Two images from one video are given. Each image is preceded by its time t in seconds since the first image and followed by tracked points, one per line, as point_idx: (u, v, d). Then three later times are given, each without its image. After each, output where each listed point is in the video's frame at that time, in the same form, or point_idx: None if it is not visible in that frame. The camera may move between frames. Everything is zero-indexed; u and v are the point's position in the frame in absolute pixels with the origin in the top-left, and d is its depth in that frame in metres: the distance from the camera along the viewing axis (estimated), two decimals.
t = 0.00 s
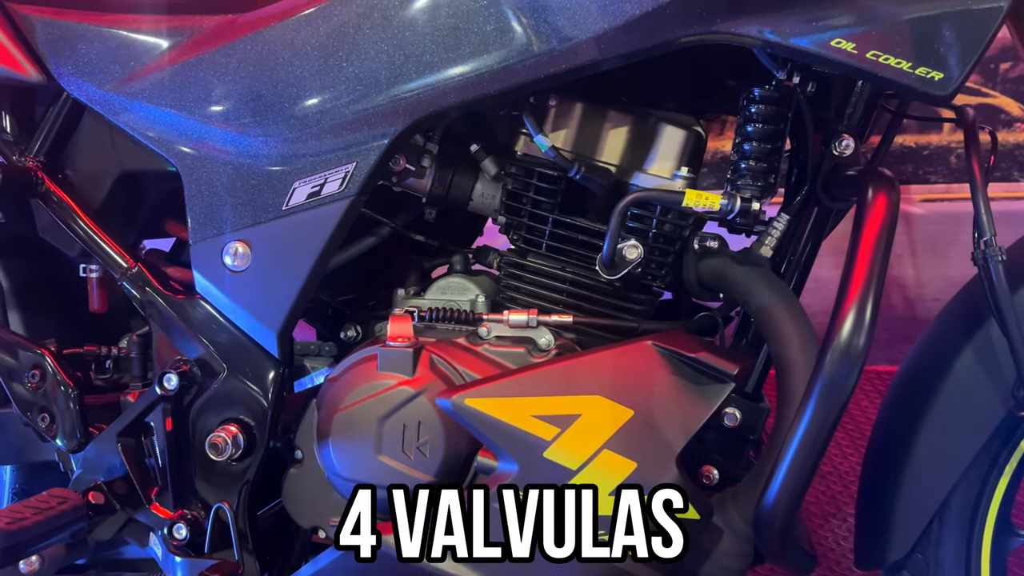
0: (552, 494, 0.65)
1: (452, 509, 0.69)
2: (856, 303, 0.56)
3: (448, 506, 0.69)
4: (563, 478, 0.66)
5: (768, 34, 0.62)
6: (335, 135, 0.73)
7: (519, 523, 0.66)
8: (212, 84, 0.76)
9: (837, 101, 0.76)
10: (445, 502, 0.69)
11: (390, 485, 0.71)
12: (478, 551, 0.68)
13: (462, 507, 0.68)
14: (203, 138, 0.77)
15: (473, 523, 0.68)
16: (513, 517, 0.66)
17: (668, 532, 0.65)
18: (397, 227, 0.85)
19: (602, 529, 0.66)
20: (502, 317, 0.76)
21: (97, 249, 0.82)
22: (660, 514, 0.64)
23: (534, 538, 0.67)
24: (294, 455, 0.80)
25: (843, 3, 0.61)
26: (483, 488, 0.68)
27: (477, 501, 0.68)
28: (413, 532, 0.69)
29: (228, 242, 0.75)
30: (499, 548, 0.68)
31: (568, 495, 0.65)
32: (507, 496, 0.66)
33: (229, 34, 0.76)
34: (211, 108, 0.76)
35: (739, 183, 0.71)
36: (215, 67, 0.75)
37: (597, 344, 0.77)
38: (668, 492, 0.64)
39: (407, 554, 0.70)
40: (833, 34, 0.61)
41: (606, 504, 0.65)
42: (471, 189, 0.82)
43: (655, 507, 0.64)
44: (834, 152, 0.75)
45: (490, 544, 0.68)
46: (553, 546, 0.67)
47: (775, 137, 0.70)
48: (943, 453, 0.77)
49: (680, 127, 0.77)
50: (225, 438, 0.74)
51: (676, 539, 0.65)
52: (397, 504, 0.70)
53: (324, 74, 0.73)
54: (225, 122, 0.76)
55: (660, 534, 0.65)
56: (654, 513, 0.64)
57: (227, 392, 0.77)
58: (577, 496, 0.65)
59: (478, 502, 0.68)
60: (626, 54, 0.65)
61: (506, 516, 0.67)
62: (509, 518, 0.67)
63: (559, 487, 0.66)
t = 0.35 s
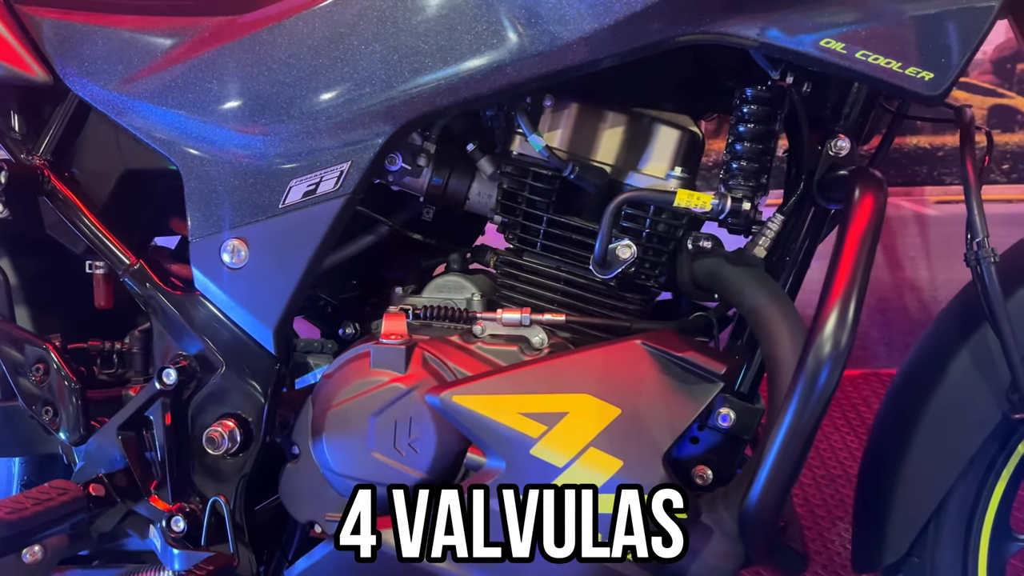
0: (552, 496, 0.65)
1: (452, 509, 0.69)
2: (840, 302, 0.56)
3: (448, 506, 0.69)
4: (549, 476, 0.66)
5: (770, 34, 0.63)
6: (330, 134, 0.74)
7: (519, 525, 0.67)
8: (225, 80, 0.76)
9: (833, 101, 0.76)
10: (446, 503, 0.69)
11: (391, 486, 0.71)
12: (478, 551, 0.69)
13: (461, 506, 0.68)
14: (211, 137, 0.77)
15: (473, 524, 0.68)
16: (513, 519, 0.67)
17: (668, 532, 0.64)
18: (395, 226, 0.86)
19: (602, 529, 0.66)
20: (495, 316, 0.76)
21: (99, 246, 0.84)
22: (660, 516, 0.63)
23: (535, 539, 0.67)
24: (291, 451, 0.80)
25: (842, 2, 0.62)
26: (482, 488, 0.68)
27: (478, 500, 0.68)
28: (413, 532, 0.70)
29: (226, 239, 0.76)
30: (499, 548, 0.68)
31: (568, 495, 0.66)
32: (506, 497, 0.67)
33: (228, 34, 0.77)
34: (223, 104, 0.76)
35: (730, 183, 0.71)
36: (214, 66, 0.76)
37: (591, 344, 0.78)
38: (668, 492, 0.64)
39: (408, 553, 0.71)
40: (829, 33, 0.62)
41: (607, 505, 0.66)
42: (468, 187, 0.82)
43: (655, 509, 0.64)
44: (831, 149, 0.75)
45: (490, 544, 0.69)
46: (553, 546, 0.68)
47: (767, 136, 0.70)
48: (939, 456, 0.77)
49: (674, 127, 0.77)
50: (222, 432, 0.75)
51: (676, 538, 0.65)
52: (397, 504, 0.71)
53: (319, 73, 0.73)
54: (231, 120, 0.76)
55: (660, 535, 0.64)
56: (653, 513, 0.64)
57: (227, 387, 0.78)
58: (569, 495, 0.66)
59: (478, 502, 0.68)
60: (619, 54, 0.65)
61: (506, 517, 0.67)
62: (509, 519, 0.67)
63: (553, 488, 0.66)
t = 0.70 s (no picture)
0: (552, 513, 0.66)
1: (450, 528, 0.68)
2: (812, 305, 0.56)
3: (445, 525, 0.68)
4: (528, 475, 0.66)
5: (778, 31, 0.62)
6: (321, 136, 0.75)
7: (519, 539, 0.67)
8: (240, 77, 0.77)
9: (823, 105, 0.76)
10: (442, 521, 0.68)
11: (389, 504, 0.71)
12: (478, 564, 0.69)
13: (460, 523, 0.68)
14: (234, 129, 0.78)
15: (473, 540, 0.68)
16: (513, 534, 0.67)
17: (668, 547, 0.64)
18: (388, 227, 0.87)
19: (601, 542, 0.67)
20: (483, 317, 0.77)
21: (98, 244, 0.85)
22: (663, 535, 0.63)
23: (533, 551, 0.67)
24: (284, 448, 0.82)
25: (846, 1, 0.62)
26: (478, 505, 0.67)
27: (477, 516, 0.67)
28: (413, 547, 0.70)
29: (219, 239, 0.78)
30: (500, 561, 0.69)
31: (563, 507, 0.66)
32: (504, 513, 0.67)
33: (222, 39, 0.79)
34: (235, 100, 0.77)
35: (715, 186, 0.71)
36: (210, 70, 0.78)
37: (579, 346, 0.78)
38: (669, 508, 0.63)
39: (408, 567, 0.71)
40: (826, 32, 0.61)
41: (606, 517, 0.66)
42: (459, 188, 0.82)
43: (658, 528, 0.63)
44: (820, 153, 0.74)
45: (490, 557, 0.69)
46: (553, 561, 0.69)
47: (752, 140, 0.71)
48: (928, 461, 0.77)
49: (662, 130, 0.77)
50: (213, 429, 0.77)
51: (676, 554, 0.64)
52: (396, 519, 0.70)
53: (310, 76, 0.75)
54: (250, 114, 0.77)
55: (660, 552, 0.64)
56: (655, 531, 0.63)
57: (220, 384, 0.80)
58: (560, 504, 0.66)
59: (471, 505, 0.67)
60: (612, 55, 0.66)
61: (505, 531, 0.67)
62: (508, 533, 0.67)
63: (533, 488, 0.66)
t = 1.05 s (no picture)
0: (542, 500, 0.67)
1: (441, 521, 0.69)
2: (778, 306, 0.57)
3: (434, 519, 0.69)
4: (502, 473, 0.67)
5: (781, 29, 0.62)
6: (307, 138, 0.77)
7: (507, 532, 0.68)
8: (255, 73, 0.77)
9: (806, 109, 0.76)
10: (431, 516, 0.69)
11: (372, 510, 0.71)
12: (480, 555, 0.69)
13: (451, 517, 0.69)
14: (237, 126, 0.79)
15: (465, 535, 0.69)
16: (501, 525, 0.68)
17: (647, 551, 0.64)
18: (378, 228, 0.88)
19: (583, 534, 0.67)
20: (466, 317, 0.78)
21: (94, 243, 0.87)
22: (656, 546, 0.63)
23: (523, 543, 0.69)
24: (273, 444, 0.83)
25: (841, 2, 0.62)
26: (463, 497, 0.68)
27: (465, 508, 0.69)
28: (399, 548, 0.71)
29: (209, 239, 0.79)
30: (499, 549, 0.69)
31: (539, 496, 0.67)
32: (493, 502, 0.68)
33: (211, 42, 0.80)
34: (244, 96, 0.78)
35: (693, 189, 0.71)
36: (200, 73, 0.80)
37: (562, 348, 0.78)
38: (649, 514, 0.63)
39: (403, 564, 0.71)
40: (825, 31, 0.61)
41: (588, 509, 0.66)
42: (447, 189, 0.83)
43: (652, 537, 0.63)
44: (803, 156, 0.75)
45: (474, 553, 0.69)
46: (565, 548, 0.68)
47: (730, 143, 0.71)
48: (910, 466, 0.76)
49: (645, 133, 0.78)
50: (200, 425, 0.79)
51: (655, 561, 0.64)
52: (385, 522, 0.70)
53: (296, 78, 0.76)
54: (257, 109, 0.78)
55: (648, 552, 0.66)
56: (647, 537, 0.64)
57: (211, 380, 0.81)
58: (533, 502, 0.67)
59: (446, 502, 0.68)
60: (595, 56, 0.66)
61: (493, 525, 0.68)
62: (498, 525, 0.68)
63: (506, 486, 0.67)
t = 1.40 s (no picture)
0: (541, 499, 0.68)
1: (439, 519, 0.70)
2: (757, 300, 0.57)
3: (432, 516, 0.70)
4: (489, 464, 0.68)
5: (794, 22, 0.62)
6: (307, 135, 0.78)
7: (507, 530, 0.69)
8: (268, 68, 0.79)
9: (801, 108, 0.77)
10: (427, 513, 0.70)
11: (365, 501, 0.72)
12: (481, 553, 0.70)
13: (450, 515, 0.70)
14: (249, 121, 0.80)
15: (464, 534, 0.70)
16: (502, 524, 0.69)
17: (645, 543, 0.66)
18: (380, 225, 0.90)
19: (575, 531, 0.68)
20: (461, 310, 0.79)
21: (104, 236, 0.89)
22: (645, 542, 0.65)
23: (522, 542, 0.70)
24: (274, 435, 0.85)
25: None
26: (462, 496, 0.69)
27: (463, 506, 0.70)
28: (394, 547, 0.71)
29: (212, 233, 0.81)
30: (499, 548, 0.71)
31: (539, 495, 0.68)
32: (493, 501, 0.69)
33: (215, 41, 0.82)
34: (261, 89, 0.80)
35: (685, 185, 0.72)
36: (205, 71, 0.82)
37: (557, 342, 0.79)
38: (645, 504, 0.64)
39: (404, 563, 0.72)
40: (830, 24, 0.62)
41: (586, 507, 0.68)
42: (445, 186, 0.84)
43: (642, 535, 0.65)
44: (796, 153, 0.75)
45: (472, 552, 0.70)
46: (565, 547, 0.69)
47: (721, 140, 0.72)
48: (903, 464, 0.76)
49: (640, 130, 0.78)
50: (202, 415, 0.80)
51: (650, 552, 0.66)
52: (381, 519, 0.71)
53: (298, 78, 0.78)
54: (270, 103, 0.79)
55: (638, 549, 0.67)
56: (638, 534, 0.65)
57: (215, 370, 0.84)
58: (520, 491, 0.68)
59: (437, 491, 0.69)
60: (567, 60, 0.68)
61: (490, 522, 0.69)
62: (497, 524, 0.69)
63: (493, 476, 0.68)
